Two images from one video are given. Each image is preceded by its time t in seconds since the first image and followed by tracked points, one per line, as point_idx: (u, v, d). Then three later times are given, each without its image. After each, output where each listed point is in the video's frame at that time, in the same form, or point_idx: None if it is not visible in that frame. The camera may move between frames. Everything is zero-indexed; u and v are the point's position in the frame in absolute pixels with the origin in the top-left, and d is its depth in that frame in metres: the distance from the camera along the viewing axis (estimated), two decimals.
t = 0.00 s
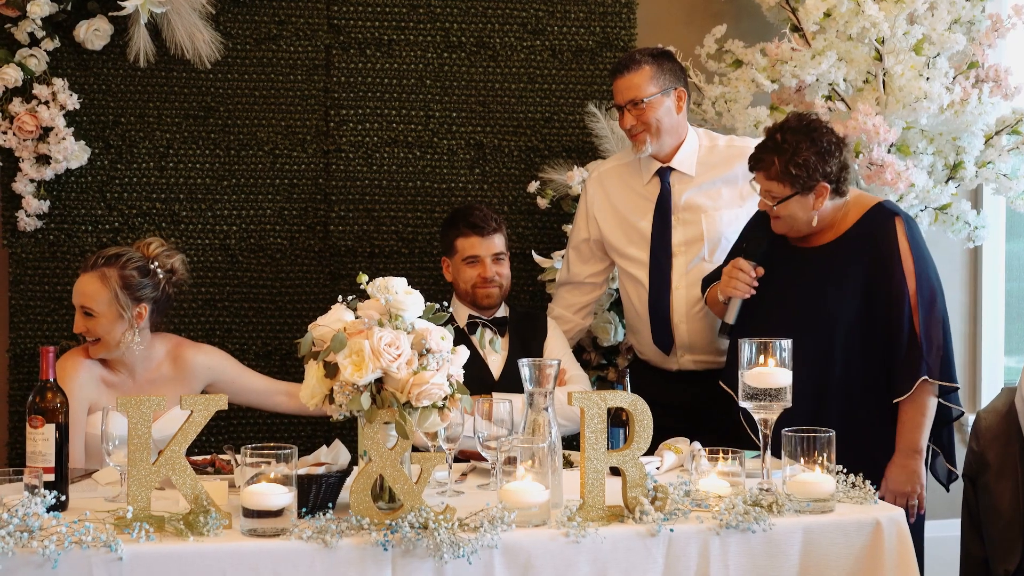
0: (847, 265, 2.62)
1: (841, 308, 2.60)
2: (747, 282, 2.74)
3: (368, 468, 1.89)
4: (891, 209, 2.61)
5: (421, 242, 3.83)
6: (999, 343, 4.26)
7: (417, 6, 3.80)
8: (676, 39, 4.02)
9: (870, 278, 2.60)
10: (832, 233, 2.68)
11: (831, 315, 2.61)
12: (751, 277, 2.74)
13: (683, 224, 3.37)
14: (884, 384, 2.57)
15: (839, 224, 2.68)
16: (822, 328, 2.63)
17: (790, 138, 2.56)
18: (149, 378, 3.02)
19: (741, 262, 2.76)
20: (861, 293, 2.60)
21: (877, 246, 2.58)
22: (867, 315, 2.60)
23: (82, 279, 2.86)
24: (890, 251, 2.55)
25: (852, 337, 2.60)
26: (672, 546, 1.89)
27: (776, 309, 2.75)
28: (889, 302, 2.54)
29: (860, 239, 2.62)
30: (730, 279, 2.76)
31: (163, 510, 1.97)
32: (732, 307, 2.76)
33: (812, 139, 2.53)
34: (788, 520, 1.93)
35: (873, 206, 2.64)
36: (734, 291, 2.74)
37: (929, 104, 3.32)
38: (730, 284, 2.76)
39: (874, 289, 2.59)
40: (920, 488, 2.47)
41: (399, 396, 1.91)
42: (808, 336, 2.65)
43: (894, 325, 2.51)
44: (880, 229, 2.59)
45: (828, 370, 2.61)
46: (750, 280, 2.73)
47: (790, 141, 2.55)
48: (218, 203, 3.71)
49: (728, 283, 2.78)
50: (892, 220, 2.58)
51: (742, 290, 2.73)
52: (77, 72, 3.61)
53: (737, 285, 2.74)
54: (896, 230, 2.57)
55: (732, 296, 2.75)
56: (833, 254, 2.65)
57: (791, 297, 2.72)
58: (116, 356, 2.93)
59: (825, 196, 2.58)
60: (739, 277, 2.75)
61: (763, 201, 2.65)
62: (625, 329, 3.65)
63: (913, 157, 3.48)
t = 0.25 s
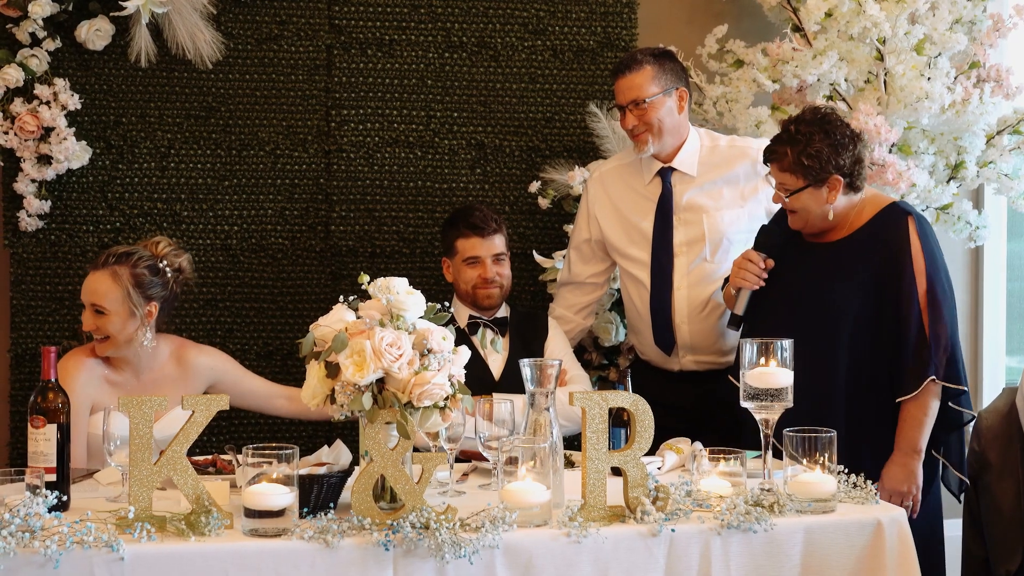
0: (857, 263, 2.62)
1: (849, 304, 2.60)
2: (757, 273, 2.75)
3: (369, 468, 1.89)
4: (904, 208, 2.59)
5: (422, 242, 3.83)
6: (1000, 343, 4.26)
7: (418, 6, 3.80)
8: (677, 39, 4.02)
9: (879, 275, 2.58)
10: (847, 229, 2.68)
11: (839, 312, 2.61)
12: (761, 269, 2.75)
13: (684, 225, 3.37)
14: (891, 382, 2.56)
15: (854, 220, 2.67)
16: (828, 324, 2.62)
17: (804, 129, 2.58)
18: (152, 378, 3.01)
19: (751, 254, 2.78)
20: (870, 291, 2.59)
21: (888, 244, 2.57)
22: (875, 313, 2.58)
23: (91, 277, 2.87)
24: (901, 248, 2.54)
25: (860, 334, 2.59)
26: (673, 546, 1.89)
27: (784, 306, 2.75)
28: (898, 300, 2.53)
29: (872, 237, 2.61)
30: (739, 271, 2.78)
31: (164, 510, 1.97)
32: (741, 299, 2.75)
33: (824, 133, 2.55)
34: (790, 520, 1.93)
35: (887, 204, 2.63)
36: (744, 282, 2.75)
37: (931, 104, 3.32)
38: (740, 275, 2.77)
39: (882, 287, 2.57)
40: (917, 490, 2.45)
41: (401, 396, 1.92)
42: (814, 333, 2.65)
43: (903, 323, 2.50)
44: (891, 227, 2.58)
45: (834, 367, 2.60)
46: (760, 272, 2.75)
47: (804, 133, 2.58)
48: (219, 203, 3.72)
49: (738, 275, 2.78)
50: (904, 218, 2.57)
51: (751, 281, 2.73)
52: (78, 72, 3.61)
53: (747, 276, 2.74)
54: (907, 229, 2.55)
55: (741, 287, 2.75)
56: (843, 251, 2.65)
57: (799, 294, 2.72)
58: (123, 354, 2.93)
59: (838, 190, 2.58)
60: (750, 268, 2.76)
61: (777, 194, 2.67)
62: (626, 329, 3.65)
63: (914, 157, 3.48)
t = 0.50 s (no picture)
0: (862, 262, 2.62)
1: (852, 303, 2.60)
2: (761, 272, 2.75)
3: (369, 468, 1.89)
4: (913, 208, 2.59)
5: (423, 242, 3.83)
6: (1001, 343, 4.26)
7: (418, 6, 3.80)
8: (677, 39, 4.02)
9: (884, 274, 2.59)
10: (855, 226, 2.67)
11: (842, 311, 2.61)
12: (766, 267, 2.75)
13: (685, 224, 3.37)
14: (891, 381, 2.56)
15: (862, 220, 2.67)
16: (831, 322, 2.62)
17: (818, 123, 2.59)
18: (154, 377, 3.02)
19: (755, 252, 2.78)
20: (875, 289, 2.59)
21: (894, 243, 2.57)
22: (878, 312, 2.59)
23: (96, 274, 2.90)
24: (906, 248, 2.54)
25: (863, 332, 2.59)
26: (674, 546, 1.89)
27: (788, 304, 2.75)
28: (901, 299, 2.53)
29: (879, 236, 2.61)
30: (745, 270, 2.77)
31: (165, 510, 1.97)
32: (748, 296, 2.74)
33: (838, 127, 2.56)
34: (790, 520, 1.93)
35: (896, 204, 2.62)
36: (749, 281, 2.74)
37: (931, 104, 3.32)
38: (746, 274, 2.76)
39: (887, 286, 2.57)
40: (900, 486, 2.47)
41: (402, 396, 1.92)
42: (817, 331, 2.65)
43: (904, 322, 2.51)
44: (898, 226, 2.58)
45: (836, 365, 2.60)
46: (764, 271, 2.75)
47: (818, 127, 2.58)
48: (219, 203, 3.72)
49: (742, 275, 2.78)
50: (912, 217, 2.57)
51: (757, 279, 2.73)
52: (79, 72, 3.61)
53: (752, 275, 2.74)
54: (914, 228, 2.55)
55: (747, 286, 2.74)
56: (848, 250, 2.66)
57: (802, 292, 2.72)
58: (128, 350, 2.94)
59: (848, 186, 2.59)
60: (755, 267, 2.76)
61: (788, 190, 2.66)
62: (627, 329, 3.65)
63: (915, 157, 3.48)
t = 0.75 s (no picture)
0: (876, 260, 2.61)
1: (865, 301, 2.59)
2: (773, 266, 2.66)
3: (369, 468, 1.89)
4: (926, 211, 2.59)
5: (423, 242, 3.83)
6: (1002, 343, 4.26)
7: (419, 6, 3.81)
8: (678, 40, 4.02)
9: (899, 274, 2.59)
10: (867, 227, 2.66)
11: (853, 309, 2.60)
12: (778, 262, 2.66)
13: (685, 224, 3.37)
14: (899, 382, 2.57)
15: (874, 220, 2.66)
16: (843, 321, 2.61)
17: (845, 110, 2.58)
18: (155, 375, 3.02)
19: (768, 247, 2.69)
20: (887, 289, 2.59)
21: (910, 244, 2.57)
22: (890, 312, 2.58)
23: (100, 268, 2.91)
24: (924, 249, 2.54)
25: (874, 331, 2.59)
26: (674, 546, 1.89)
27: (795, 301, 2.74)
28: (917, 300, 2.53)
29: (892, 237, 2.61)
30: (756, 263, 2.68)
31: (165, 510, 1.97)
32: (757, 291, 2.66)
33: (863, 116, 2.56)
34: (790, 520, 1.93)
35: (907, 206, 2.62)
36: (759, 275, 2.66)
37: (932, 103, 3.31)
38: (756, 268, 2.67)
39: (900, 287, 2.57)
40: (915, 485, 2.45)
41: (401, 396, 1.92)
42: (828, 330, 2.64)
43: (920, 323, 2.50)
44: (913, 227, 2.58)
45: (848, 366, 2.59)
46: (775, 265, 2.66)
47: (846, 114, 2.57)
48: (220, 203, 3.72)
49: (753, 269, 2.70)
50: (926, 220, 2.58)
51: (769, 273, 2.64)
52: (79, 72, 3.61)
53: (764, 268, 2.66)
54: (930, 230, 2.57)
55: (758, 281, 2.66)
56: (856, 248, 2.65)
57: (809, 290, 2.71)
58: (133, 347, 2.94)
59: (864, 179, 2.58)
60: (767, 260, 2.67)
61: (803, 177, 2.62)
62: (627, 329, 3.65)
63: (915, 157, 3.48)
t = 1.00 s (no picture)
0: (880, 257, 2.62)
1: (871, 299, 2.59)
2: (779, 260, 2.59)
3: (369, 468, 1.89)
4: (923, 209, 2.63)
5: (424, 242, 3.83)
6: (1003, 343, 4.26)
7: (420, 7, 3.81)
8: (678, 40, 4.02)
9: (902, 271, 2.61)
10: (863, 224, 2.67)
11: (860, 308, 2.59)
12: (784, 258, 2.59)
13: (686, 225, 3.37)
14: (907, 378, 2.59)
15: (868, 219, 2.67)
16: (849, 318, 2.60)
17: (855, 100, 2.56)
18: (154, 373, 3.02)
19: (776, 239, 2.61)
20: (892, 286, 2.60)
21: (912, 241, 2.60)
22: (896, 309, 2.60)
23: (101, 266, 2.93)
24: (927, 245, 2.57)
25: (879, 328, 2.60)
26: (674, 546, 1.89)
27: (797, 299, 2.72)
28: (924, 297, 2.56)
29: (891, 233, 2.63)
30: (761, 255, 2.61)
31: (165, 510, 1.97)
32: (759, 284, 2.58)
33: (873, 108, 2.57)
34: (790, 520, 1.93)
35: (902, 205, 2.65)
36: (763, 267, 2.59)
37: (933, 103, 3.30)
38: (761, 259, 2.60)
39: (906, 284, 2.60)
40: (945, 484, 2.44)
41: (401, 396, 1.92)
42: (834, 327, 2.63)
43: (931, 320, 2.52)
44: (914, 224, 2.61)
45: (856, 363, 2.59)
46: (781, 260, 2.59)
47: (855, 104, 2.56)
48: (220, 204, 3.72)
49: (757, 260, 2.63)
50: (924, 217, 2.61)
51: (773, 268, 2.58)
52: (80, 73, 3.61)
53: (770, 262, 2.58)
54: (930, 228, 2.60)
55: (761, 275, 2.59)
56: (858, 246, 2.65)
57: (812, 288, 2.69)
58: (135, 345, 2.95)
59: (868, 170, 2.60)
60: (774, 252, 2.59)
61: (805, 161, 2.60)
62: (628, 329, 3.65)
63: (916, 157, 3.48)
